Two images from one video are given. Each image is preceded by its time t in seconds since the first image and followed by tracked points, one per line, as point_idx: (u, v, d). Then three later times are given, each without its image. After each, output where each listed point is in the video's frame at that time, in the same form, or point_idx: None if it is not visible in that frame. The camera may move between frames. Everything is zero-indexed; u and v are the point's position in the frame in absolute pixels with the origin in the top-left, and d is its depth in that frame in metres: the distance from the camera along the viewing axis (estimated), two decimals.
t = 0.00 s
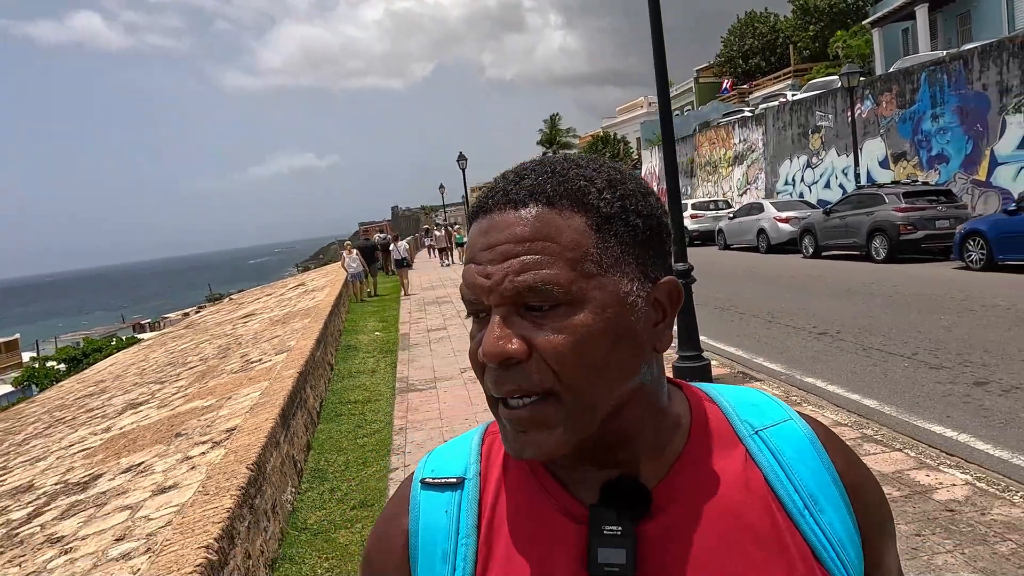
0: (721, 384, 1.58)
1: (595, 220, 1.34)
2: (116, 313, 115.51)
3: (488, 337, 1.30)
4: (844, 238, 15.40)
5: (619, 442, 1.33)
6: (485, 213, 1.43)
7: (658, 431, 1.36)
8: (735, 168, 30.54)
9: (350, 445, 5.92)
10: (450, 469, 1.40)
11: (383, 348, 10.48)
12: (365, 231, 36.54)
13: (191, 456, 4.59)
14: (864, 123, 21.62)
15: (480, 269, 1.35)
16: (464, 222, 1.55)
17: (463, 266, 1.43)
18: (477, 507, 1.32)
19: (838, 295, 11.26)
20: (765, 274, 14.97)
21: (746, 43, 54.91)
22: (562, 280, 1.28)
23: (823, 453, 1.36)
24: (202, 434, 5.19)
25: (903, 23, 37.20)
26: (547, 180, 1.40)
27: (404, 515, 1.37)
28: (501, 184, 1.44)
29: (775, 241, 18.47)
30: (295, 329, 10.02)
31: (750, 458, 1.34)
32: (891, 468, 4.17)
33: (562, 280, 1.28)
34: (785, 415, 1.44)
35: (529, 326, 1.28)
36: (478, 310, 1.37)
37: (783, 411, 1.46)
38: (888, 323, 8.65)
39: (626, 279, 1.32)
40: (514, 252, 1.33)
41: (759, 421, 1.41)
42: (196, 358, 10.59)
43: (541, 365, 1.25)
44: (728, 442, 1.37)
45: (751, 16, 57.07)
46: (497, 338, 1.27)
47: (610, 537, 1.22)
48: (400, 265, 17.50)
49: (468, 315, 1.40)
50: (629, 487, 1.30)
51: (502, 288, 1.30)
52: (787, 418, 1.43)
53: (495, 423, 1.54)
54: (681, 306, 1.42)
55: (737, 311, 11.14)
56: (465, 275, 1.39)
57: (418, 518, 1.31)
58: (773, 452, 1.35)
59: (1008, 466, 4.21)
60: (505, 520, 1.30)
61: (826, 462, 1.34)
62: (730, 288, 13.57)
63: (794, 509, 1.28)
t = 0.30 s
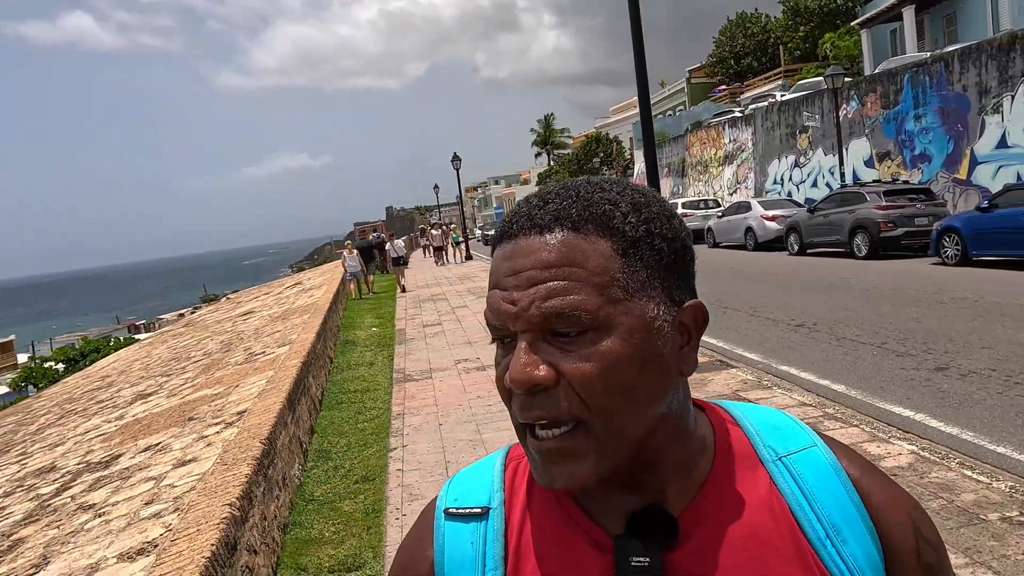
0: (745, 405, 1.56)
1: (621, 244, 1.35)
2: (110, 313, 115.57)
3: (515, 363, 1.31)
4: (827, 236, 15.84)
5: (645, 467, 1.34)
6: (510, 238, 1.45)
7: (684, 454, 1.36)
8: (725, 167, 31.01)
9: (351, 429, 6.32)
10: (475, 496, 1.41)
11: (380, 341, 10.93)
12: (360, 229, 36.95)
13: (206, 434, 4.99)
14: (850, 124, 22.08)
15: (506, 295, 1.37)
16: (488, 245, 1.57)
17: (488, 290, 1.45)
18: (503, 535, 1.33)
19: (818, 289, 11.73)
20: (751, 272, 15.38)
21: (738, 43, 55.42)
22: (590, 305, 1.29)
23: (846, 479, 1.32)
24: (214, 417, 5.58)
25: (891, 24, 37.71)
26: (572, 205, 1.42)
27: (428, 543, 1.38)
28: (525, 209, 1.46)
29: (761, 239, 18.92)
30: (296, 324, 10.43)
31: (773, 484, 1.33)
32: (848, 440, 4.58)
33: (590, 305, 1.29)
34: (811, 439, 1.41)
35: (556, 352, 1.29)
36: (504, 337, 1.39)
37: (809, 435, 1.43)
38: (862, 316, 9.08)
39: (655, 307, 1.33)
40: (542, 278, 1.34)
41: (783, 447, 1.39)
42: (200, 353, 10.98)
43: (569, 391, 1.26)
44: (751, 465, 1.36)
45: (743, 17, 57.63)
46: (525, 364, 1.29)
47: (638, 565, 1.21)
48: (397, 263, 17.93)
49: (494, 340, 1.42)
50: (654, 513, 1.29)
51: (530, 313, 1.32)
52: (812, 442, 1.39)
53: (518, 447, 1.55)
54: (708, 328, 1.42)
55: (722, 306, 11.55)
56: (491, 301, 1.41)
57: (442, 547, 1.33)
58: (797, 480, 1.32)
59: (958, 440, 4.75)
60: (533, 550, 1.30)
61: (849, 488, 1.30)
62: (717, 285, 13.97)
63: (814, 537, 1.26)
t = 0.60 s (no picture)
0: (717, 401, 1.62)
1: (600, 243, 1.31)
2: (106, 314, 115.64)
3: (493, 362, 1.27)
4: (810, 236, 16.29)
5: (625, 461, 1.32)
6: (489, 237, 1.39)
7: (665, 448, 1.35)
8: (716, 168, 31.44)
9: (351, 420, 6.75)
10: (458, 492, 1.38)
11: (376, 339, 11.35)
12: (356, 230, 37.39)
13: (216, 425, 5.40)
14: (836, 125, 22.53)
15: (484, 294, 1.32)
16: (466, 246, 1.51)
17: (464, 291, 1.39)
18: (487, 531, 1.30)
19: (797, 288, 12.16)
20: (738, 270, 15.80)
21: (730, 43, 55.91)
22: (569, 305, 1.25)
23: (824, 468, 1.43)
24: (222, 409, 6.00)
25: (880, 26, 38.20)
26: (553, 201, 1.36)
27: (410, 538, 1.34)
28: (504, 208, 1.40)
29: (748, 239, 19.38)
30: (295, 323, 10.85)
31: (753, 471, 1.38)
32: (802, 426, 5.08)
33: (568, 305, 1.25)
34: (783, 429, 1.50)
35: (537, 351, 1.25)
36: (483, 337, 1.33)
37: (780, 424, 1.52)
38: (837, 313, 9.50)
39: (634, 304, 1.29)
40: (520, 276, 1.29)
41: (760, 436, 1.46)
42: (202, 352, 11.38)
43: (547, 387, 1.22)
44: (733, 457, 1.40)
45: (734, 18, 58.14)
46: (504, 362, 1.24)
47: (625, 555, 1.22)
48: (393, 264, 18.35)
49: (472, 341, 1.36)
50: (639, 504, 1.30)
51: (508, 313, 1.27)
52: (786, 431, 1.49)
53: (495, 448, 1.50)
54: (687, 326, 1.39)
55: (706, 304, 11.96)
56: (469, 300, 1.36)
57: (426, 542, 1.30)
58: (778, 468, 1.39)
59: (907, 427, 5.21)
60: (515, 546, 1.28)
61: (826, 475, 1.41)
62: (703, 284, 14.36)
63: (798, 521, 1.33)
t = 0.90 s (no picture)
0: (764, 397, 1.61)
1: (657, 229, 1.32)
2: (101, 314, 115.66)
3: (548, 349, 1.28)
4: (792, 231, 16.74)
5: (673, 451, 1.31)
6: (541, 221, 1.40)
7: (714, 441, 1.35)
8: (704, 166, 31.85)
9: (343, 406, 7.15)
10: (495, 482, 1.38)
11: (368, 333, 11.77)
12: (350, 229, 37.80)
13: (216, 408, 5.80)
14: (822, 123, 22.97)
15: (539, 281, 1.33)
16: (516, 229, 1.52)
17: (517, 276, 1.40)
18: (523, 520, 1.31)
19: (778, 281, 12.58)
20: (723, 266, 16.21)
21: (720, 42, 56.40)
22: (628, 292, 1.26)
23: (874, 466, 1.41)
24: (223, 394, 6.40)
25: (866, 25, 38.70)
26: (610, 187, 1.37)
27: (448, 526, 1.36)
28: (557, 192, 1.41)
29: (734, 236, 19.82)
30: (290, 318, 11.24)
31: (801, 468, 1.37)
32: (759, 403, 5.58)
33: (627, 293, 1.26)
34: (832, 426, 1.49)
35: (592, 341, 1.26)
36: (536, 324, 1.34)
37: (828, 421, 1.51)
38: (811, 305, 9.90)
39: (692, 292, 1.31)
40: (577, 264, 1.30)
41: (807, 432, 1.45)
42: (201, 346, 11.75)
43: (603, 377, 1.23)
44: (780, 453, 1.40)
45: (724, 16, 58.69)
46: (560, 351, 1.25)
47: (667, 552, 1.20)
48: (387, 260, 18.76)
49: (524, 326, 1.37)
50: (682, 497, 1.28)
51: (565, 302, 1.28)
52: (835, 428, 1.47)
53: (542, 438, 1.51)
54: (738, 313, 1.41)
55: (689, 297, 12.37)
56: (522, 286, 1.36)
57: (461, 533, 1.31)
58: (825, 465, 1.38)
59: (862, 406, 5.66)
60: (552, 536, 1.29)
61: (876, 475, 1.39)
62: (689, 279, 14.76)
63: (845, 518, 1.31)
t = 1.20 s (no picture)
0: (754, 369, 1.58)
1: (638, 205, 1.34)
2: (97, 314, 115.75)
3: (533, 323, 1.31)
4: (775, 229, 17.18)
5: (660, 423, 1.33)
6: (525, 199, 1.42)
7: (697, 413, 1.35)
8: (695, 165, 32.22)
9: (337, 395, 7.56)
10: (492, 456, 1.40)
11: (361, 328, 12.19)
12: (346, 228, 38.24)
13: (219, 395, 6.21)
14: (807, 124, 23.42)
15: (523, 256, 1.36)
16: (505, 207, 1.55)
17: (503, 254, 1.43)
18: (522, 495, 1.33)
19: (759, 278, 12.99)
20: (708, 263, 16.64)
21: (712, 43, 56.92)
22: (608, 266, 1.28)
23: (850, 437, 1.35)
24: (225, 383, 6.81)
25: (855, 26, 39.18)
26: (590, 164, 1.39)
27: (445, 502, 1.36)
28: (541, 170, 1.43)
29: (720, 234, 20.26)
30: (287, 314, 11.65)
31: (780, 440, 1.36)
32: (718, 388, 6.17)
33: (607, 266, 1.28)
34: (814, 399, 1.44)
35: (575, 313, 1.28)
36: (521, 299, 1.38)
37: (812, 392, 1.47)
38: (786, 300, 10.32)
39: (673, 267, 1.33)
40: (559, 240, 1.33)
41: (790, 405, 1.42)
42: (200, 342, 12.15)
43: (587, 348, 1.26)
44: (760, 425, 1.38)
45: (716, 17, 59.18)
46: (547, 325, 1.28)
47: (657, 521, 1.22)
48: (381, 259, 19.18)
49: (511, 302, 1.40)
50: (669, 464, 1.31)
51: (547, 277, 1.31)
52: (815, 402, 1.42)
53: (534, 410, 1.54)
54: (721, 287, 1.41)
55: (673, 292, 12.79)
56: (509, 264, 1.39)
57: (461, 503, 1.32)
58: (805, 438, 1.35)
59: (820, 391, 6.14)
60: (548, 508, 1.31)
61: (852, 446, 1.33)
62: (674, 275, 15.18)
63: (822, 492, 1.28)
